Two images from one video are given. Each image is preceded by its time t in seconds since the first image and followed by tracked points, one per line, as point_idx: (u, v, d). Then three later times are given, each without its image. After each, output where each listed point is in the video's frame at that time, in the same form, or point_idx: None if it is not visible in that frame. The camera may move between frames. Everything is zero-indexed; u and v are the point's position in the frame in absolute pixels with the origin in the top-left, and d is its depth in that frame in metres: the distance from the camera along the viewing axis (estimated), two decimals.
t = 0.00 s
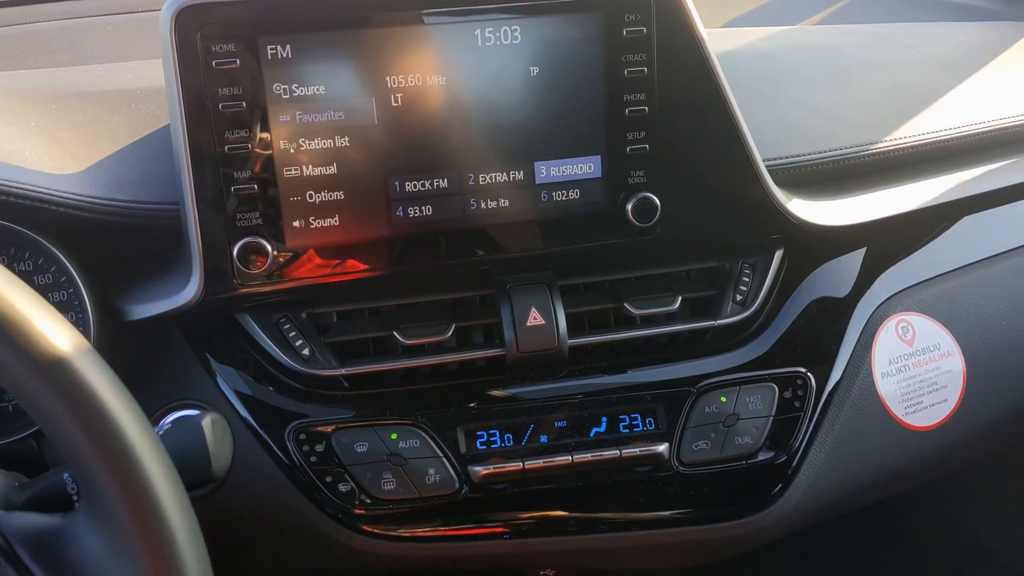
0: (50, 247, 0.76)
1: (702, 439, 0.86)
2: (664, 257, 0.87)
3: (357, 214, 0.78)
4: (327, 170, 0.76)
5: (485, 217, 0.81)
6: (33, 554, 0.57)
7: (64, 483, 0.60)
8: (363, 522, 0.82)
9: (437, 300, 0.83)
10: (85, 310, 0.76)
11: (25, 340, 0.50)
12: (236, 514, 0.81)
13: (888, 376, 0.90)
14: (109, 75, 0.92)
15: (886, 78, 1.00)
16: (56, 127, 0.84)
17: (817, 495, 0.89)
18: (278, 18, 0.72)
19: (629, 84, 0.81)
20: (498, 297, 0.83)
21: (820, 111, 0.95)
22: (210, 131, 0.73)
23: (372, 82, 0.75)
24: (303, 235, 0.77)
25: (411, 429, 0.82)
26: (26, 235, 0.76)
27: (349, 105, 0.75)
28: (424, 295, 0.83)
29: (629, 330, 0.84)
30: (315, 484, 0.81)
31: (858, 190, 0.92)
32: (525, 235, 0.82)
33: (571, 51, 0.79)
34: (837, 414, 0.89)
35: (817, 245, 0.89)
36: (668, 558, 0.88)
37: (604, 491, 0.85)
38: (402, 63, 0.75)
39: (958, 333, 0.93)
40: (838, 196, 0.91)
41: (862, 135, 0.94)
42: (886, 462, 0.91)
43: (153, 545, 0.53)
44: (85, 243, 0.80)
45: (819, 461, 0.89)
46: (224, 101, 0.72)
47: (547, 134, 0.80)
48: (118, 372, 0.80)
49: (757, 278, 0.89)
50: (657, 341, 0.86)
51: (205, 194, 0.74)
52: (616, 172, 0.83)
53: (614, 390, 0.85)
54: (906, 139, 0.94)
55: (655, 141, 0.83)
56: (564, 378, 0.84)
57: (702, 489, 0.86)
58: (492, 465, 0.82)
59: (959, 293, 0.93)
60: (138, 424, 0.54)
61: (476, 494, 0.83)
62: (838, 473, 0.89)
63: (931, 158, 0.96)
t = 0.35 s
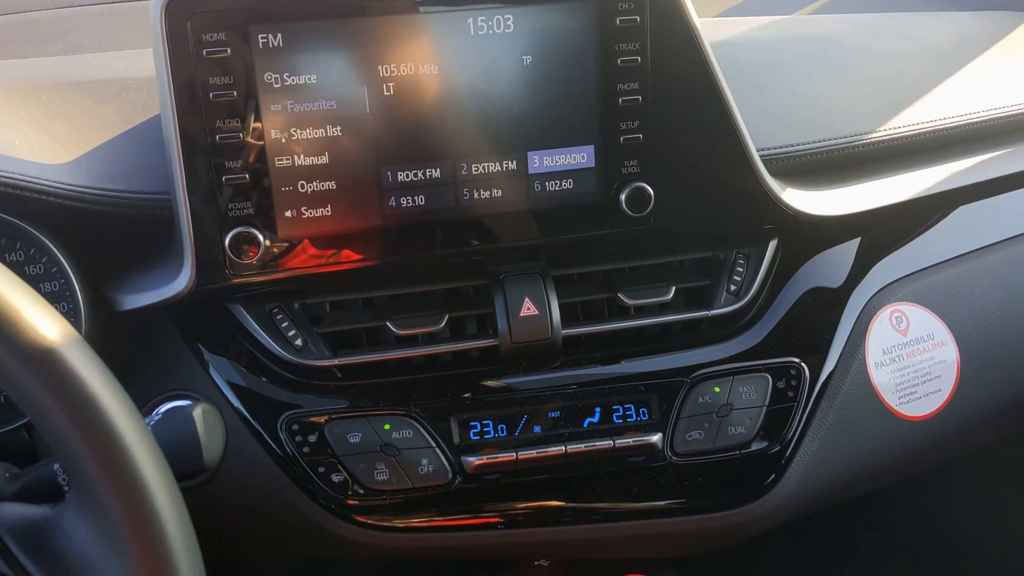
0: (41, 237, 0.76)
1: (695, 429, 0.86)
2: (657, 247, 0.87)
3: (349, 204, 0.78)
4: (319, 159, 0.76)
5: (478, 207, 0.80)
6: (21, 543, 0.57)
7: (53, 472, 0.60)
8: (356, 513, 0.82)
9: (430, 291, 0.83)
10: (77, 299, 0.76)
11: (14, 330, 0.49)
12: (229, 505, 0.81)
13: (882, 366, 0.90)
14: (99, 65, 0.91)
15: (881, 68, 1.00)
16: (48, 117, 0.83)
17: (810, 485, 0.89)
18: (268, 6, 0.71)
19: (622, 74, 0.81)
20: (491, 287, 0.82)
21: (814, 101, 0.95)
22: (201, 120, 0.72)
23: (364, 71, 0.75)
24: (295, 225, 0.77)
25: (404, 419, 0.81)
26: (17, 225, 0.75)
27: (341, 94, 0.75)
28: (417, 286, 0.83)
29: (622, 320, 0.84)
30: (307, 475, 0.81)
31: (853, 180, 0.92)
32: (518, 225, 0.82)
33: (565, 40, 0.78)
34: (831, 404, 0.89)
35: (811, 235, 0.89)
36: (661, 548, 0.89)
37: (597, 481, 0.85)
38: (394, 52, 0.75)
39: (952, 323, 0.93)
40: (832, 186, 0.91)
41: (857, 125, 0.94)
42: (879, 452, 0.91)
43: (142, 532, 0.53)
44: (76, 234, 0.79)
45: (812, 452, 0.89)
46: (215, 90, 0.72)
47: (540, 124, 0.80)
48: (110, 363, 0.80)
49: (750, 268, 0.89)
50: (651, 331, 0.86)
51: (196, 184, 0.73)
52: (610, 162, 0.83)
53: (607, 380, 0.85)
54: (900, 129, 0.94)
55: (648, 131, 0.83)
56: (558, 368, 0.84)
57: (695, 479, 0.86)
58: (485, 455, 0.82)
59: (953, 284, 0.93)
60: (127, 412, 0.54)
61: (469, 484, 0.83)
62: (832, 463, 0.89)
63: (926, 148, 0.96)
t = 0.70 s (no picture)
0: (33, 227, 0.76)
1: (689, 420, 0.86)
2: (650, 238, 0.87)
3: (343, 194, 0.77)
4: (312, 149, 0.75)
5: (472, 197, 0.80)
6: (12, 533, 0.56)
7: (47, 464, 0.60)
8: (350, 503, 0.82)
9: (424, 282, 0.83)
10: (69, 290, 0.76)
11: (5, 320, 0.50)
12: (222, 495, 0.81)
13: (876, 356, 0.90)
14: (91, 54, 0.91)
15: (876, 58, 1.00)
16: (40, 107, 0.83)
17: (804, 475, 0.90)
18: None
19: (617, 63, 0.80)
20: (485, 278, 0.82)
21: (809, 91, 0.95)
22: (194, 110, 0.72)
23: (357, 60, 0.74)
24: (288, 215, 0.76)
25: (398, 409, 0.81)
26: (9, 216, 0.75)
27: (334, 84, 0.74)
28: (411, 277, 0.83)
29: (616, 311, 0.84)
30: (301, 465, 0.81)
31: (847, 170, 0.92)
32: (512, 215, 0.82)
33: (559, 30, 0.78)
34: (825, 394, 0.89)
35: (805, 225, 0.89)
36: (654, 538, 0.89)
37: (591, 471, 0.85)
38: (387, 41, 0.74)
39: (946, 314, 0.93)
40: (827, 176, 0.91)
41: (851, 115, 0.94)
42: (872, 442, 0.91)
43: (135, 523, 0.54)
44: (69, 224, 0.79)
45: (805, 442, 0.89)
46: (208, 79, 0.72)
47: (534, 114, 0.80)
48: (103, 353, 0.80)
49: (745, 259, 0.89)
50: (645, 321, 0.86)
51: (189, 174, 0.73)
52: (604, 152, 0.82)
53: (601, 371, 0.85)
54: (895, 119, 0.94)
55: (643, 121, 0.82)
56: (552, 359, 0.84)
57: (689, 469, 0.87)
58: (479, 446, 0.82)
59: (947, 274, 0.93)
60: (119, 403, 0.54)
61: (463, 475, 0.83)
62: (825, 453, 0.90)
63: (921, 138, 0.96)
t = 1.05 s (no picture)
0: (28, 220, 0.76)
1: (685, 412, 0.86)
2: (646, 230, 0.87)
3: (338, 186, 0.77)
4: (307, 141, 0.75)
5: (468, 189, 0.80)
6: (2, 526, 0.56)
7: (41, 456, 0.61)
8: (346, 495, 0.82)
9: (420, 275, 0.82)
10: (64, 282, 0.76)
11: None
12: (217, 488, 0.81)
13: (871, 349, 0.90)
14: (85, 46, 0.90)
15: (874, 51, 1.00)
16: (33, 99, 0.83)
17: (799, 468, 0.90)
18: None
19: (613, 55, 0.80)
20: (480, 270, 0.82)
21: (805, 84, 0.95)
22: (188, 102, 0.72)
23: (352, 52, 0.74)
24: (283, 207, 0.76)
25: (393, 402, 0.81)
26: (4, 208, 0.75)
27: (329, 76, 0.74)
28: (406, 269, 0.82)
29: (612, 303, 0.84)
30: (297, 458, 0.81)
31: (843, 162, 0.92)
32: (507, 207, 0.81)
33: (554, 21, 0.78)
34: (820, 386, 0.89)
35: (802, 218, 0.89)
36: (650, 530, 0.89)
37: (587, 464, 0.85)
38: (382, 32, 0.74)
39: (942, 306, 0.93)
40: (823, 168, 0.90)
41: (847, 108, 0.93)
42: (868, 434, 0.91)
43: (127, 512, 0.54)
44: (62, 217, 0.79)
45: (801, 434, 0.89)
46: (202, 71, 0.71)
47: (530, 106, 0.80)
48: (98, 346, 0.80)
49: (741, 251, 0.89)
50: (641, 314, 0.86)
51: (183, 166, 0.73)
52: (600, 143, 0.82)
53: (597, 363, 0.85)
54: (891, 111, 0.94)
55: (639, 113, 0.82)
56: (547, 351, 0.84)
57: (684, 461, 0.87)
58: (474, 438, 0.82)
59: (943, 267, 0.93)
60: (111, 394, 0.55)
61: (458, 467, 0.83)
62: (820, 445, 0.90)
63: (917, 131, 0.96)
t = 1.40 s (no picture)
0: (20, 211, 0.75)
1: (679, 404, 0.86)
2: (641, 222, 0.87)
3: (331, 177, 0.77)
4: (300, 132, 0.75)
5: (462, 181, 0.80)
6: None
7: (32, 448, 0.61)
8: (340, 487, 0.82)
9: (414, 267, 0.82)
10: (57, 276, 0.75)
11: None
12: (212, 480, 0.81)
13: (866, 341, 0.90)
14: (76, 35, 0.90)
15: (870, 42, 0.99)
16: (24, 89, 0.83)
17: (794, 459, 0.90)
18: None
19: (607, 46, 0.80)
20: (475, 262, 0.82)
21: (800, 75, 0.94)
22: (180, 92, 0.71)
23: (345, 42, 0.74)
24: (276, 198, 0.76)
25: (387, 394, 0.81)
26: None
27: (322, 66, 0.74)
28: (401, 261, 0.82)
29: (607, 295, 0.84)
30: (291, 450, 0.81)
31: (839, 153, 0.91)
32: (502, 199, 0.81)
33: (549, 12, 0.78)
34: (814, 378, 0.89)
35: (796, 210, 0.89)
36: (644, 522, 0.89)
37: (581, 455, 0.85)
38: (375, 23, 0.74)
39: (937, 298, 0.93)
40: (818, 160, 0.90)
41: (844, 99, 0.93)
42: (863, 426, 0.91)
43: (117, 500, 0.55)
44: (54, 208, 0.78)
45: (795, 426, 0.89)
46: (194, 61, 0.71)
47: (524, 97, 0.79)
48: (91, 338, 0.79)
49: (736, 243, 0.89)
50: (636, 306, 0.86)
51: (176, 157, 0.72)
52: (595, 135, 0.82)
53: (592, 355, 0.85)
54: (888, 103, 0.94)
55: (633, 104, 0.82)
56: (542, 343, 0.84)
57: (679, 453, 0.87)
58: (469, 430, 0.82)
59: (939, 259, 0.93)
60: (100, 383, 0.55)
61: (453, 459, 0.82)
62: (815, 437, 0.90)
63: (913, 122, 0.95)
